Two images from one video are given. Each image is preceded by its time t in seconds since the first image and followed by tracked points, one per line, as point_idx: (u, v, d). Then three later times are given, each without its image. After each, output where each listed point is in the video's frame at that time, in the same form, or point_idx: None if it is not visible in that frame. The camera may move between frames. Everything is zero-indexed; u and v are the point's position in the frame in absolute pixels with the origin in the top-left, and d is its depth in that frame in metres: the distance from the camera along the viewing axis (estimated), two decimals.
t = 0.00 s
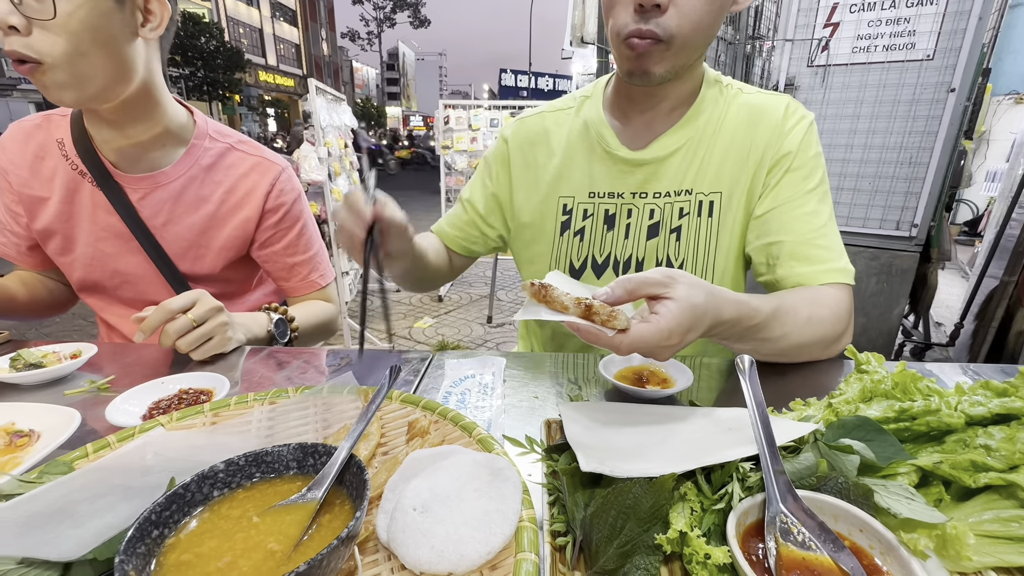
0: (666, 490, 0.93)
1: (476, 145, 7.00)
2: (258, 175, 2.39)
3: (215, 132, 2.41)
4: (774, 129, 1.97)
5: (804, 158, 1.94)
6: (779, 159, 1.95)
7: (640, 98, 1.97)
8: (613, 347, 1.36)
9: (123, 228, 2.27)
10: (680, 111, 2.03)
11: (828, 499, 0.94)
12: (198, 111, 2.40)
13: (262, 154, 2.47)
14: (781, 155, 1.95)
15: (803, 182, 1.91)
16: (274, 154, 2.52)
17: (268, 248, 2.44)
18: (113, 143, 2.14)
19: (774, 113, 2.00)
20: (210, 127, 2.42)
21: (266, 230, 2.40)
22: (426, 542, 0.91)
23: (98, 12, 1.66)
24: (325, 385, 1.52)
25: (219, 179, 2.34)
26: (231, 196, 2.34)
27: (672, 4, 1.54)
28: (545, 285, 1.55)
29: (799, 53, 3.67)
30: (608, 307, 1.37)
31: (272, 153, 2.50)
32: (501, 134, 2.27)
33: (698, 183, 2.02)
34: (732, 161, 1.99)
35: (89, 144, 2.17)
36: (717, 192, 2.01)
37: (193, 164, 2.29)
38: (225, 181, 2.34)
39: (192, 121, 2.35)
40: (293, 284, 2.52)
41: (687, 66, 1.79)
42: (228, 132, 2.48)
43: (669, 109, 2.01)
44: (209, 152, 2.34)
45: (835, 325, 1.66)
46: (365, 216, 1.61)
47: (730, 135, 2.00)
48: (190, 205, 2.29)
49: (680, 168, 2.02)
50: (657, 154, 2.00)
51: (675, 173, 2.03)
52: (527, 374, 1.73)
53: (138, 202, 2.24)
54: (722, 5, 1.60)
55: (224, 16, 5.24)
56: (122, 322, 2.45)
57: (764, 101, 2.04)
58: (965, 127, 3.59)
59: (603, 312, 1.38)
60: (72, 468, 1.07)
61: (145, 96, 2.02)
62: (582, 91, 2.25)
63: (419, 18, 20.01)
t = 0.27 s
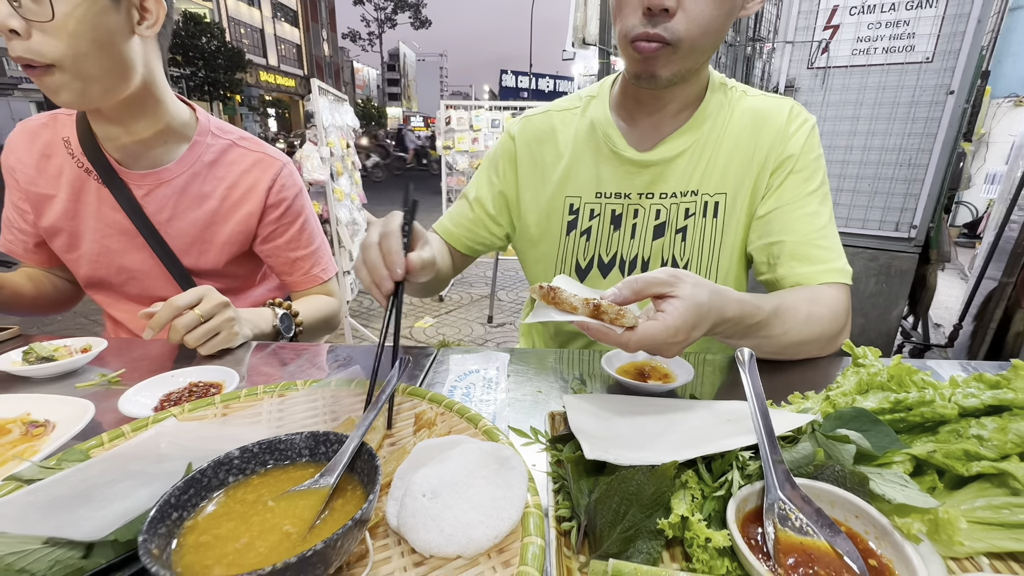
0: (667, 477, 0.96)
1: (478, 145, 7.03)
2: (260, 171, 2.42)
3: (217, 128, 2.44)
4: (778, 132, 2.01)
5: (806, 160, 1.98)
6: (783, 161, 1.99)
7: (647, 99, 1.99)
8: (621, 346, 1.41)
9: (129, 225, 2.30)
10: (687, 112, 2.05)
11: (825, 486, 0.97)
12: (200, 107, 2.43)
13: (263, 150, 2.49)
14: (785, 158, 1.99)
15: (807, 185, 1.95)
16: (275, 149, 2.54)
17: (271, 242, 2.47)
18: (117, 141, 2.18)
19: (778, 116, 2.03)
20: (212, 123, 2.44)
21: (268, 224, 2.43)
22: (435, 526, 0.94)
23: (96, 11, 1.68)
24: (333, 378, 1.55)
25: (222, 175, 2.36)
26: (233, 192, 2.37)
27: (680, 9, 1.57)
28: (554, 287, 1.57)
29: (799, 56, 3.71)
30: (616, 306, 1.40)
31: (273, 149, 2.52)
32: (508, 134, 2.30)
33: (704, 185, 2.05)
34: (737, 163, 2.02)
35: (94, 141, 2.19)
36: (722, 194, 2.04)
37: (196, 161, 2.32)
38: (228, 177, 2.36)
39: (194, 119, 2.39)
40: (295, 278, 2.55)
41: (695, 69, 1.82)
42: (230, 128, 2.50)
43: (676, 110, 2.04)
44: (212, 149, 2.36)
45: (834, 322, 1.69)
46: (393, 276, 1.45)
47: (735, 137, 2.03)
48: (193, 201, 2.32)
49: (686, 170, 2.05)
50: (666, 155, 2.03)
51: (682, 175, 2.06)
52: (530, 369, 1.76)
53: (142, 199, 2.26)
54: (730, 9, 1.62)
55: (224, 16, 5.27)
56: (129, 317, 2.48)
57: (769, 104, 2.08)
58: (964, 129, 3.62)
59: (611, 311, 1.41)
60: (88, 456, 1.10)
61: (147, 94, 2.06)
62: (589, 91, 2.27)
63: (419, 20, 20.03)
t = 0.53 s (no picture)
0: (674, 461, 0.99)
1: (481, 144, 7.06)
2: (265, 165, 2.44)
3: (222, 124, 2.46)
4: (787, 132, 2.04)
5: (813, 159, 2.01)
6: (791, 160, 2.02)
7: (659, 98, 2.01)
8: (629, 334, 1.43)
9: (139, 221, 2.33)
10: (698, 111, 2.07)
11: (828, 470, 1.00)
12: (205, 103, 2.45)
13: (269, 145, 2.52)
14: (793, 157, 2.02)
15: (814, 184, 1.98)
16: (278, 143, 2.56)
17: (276, 236, 2.50)
18: (124, 136, 2.21)
19: (786, 116, 2.06)
20: (217, 119, 2.46)
21: (274, 218, 2.46)
22: (448, 507, 0.97)
23: (96, 7, 1.70)
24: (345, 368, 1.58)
25: (227, 170, 2.38)
26: (239, 186, 2.39)
27: (698, 10, 1.59)
28: (564, 277, 1.62)
29: (802, 55, 3.73)
30: (625, 293, 1.43)
31: (277, 143, 2.54)
32: (518, 129, 2.32)
33: (713, 182, 2.08)
34: (746, 161, 2.05)
35: (102, 137, 2.22)
36: (731, 191, 2.07)
37: (202, 156, 2.34)
38: (234, 171, 2.39)
39: (199, 114, 2.41)
40: (301, 272, 2.57)
41: (709, 69, 1.84)
42: (235, 124, 2.53)
43: (687, 110, 2.05)
44: (217, 144, 2.39)
45: (836, 316, 1.72)
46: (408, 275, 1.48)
47: (745, 135, 2.05)
48: (199, 195, 2.34)
49: (696, 168, 2.08)
50: (677, 153, 2.06)
51: (692, 172, 2.08)
52: (537, 361, 1.79)
53: (150, 194, 2.28)
54: (746, 11, 1.65)
55: (228, 15, 5.30)
56: (140, 312, 2.51)
57: (777, 104, 2.11)
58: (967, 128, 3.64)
59: (621, 298, 1.45)
60: (110, 440, 1.13)
61: (151, 89, 2.08)
62: (599, 87, 2.30)
63: (422, 19, 20.05)
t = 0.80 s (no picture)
0: (678, 456, 1.00)
1: (483, 144, 7.07)
2: (269, 165, 2.45)
3: (226, 123, 2.48)
4: (790, 133, 2.06)
5: (816, 160, 2.03)
6: (794, 161, 2.04)
7: (664, 99, 2.03)
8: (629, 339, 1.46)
9: (143, 221, 2.34)
10: (702, 113, 2.09)
11: (829, 466, 1.02)
12: (209, 102, 2.46)
13: (271, 144, 2.53)
14: (796, 158, 2.04)
15: (817, 184, 2.00)
16: (282, 142, 2.58)
17: (280, 235, 2.51)
18: (128, 137, 2.23)
19: (790, 117, 2.08)
20: (221, 119, 2.48)
21: (278, 218, 2.47)
22: (456, 500, 0.99)
23: (97, 13, 1.69)
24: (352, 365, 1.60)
25: (231, 169, 2.40)
26: (243, 185, 2.41)
27: (705, 11, 1.61)
28: (562, 285, 1.64)
29: (804, 57, 3.75)
30: (622, 300, 1.50)
31: (280, 142, 2.56)
32: (524, 130, 2.34)
33: (717, 182, 2.10)
34: (749, 162, 2.07)
35: (107, 138, 2.23)
36: (734, 191, 2.09)
37: (206, 155, 2.36)
38: (238, 171, 2.40)
39: (203, 113, 2.42)
40: (304, 271, 2.59)
41: (714, 72, 1.87)
42: (240, 124, 2.54)
43: (691, 112, 2.07)
44: (221, 144, 2.40)
45: (837, 316, 1.74)
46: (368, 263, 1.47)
47: (748, 136, 2.07)
48: (203, 195, 2.36)
49: (699, 168, 2.10)
50: (681, 153, 2.08)
51: (696, 172, 2.10)
52: (541, 359, 1.81)
53: (155, 193, 2.31)
54: (751, 12, 1.68)
55: (230, 15, 5.32)
56: (146, 310, 2.54)
57: (781, 105, 2.13)
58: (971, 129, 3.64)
59: (619, 305, 1.51)
60: (123, 435, 1.15)
61: (154, 91, 2.09)
62: (604, 89, 2.32)
63: (424, 19, 20.05)
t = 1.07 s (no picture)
0: (681, 452, 1.02)
1: (483, 144, 7.08)
2: (270, 163, 2.46)
3: (228, 122, 2.49)
4: (789, 133, 2.07)
5: (815, 160, 2.05)
6: (794, 161, 2.05)
7: (665, 100, 2.05)
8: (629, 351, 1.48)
9: (145, 221, 2.35)
10: (703, 114, 2.10)
11: (829, 462, 1.03)
12: (210, 101, 2.47)
13: (272, 142, 2.54)
14: (795, 158, 2.05)
15: (816, 184, 2.01)
16: (282, 141, 2.59)
17: (281, 234, 2.52)
18: (132, 137, 2.24)
19: (789, 117, 2.10)
20: (223, 118, 2.49)
21: (279, 217, 2.48)
22: (461, 495, 1.00)
23: (99, 15, 1.70)
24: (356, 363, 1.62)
25: (233, 168, 2.41)
26: (245, 184, 2.42)
27: (707, 13, 1.63)
28: (559, 295, 1.64)
29: (805, 58, 3.76)
30: (619, 311, 1.51)
31: (281, 141, 2.57)
32: (525, 132, 2.35)
33: (717, 182, 2.11)
34: (748, 162, 2.08)
35: (109, 139, 2.24)
36: (734, 191, 2.10)
37: (209, 154, 2.36)
38: (240, 169, 2.41)
39: (204, 113, 2.43)
40: (306, 270, 2.61)
41: (717, 69, 1.87)
42: (241, 122, 2.55)
43: (692, 113, 2.09)
44: (223, 142, 2.41)
45: (836, 315, 1.75)
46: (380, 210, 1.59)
47: (748, 136, 2.09)
48: (206, 194, 2.37)
49: (700, 168, 2.11)
50: (681, 154, 2.09)
51: (696, 173, 2.11)
52: (543, 358, 1.82)
53: (158, 193, 2.32)
54: (753, 13, 1.70)
55: (231, 14, 5.32)
56: (149, 310, 2.55)
57: (780, 105, 2.14)
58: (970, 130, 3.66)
59: (615, 316, 1.51)
60: (132, 430, 1.17)
61: (156, 91, 2.10)
62: (605, 90, 2.33)
63: (424, 18, 20.05)
